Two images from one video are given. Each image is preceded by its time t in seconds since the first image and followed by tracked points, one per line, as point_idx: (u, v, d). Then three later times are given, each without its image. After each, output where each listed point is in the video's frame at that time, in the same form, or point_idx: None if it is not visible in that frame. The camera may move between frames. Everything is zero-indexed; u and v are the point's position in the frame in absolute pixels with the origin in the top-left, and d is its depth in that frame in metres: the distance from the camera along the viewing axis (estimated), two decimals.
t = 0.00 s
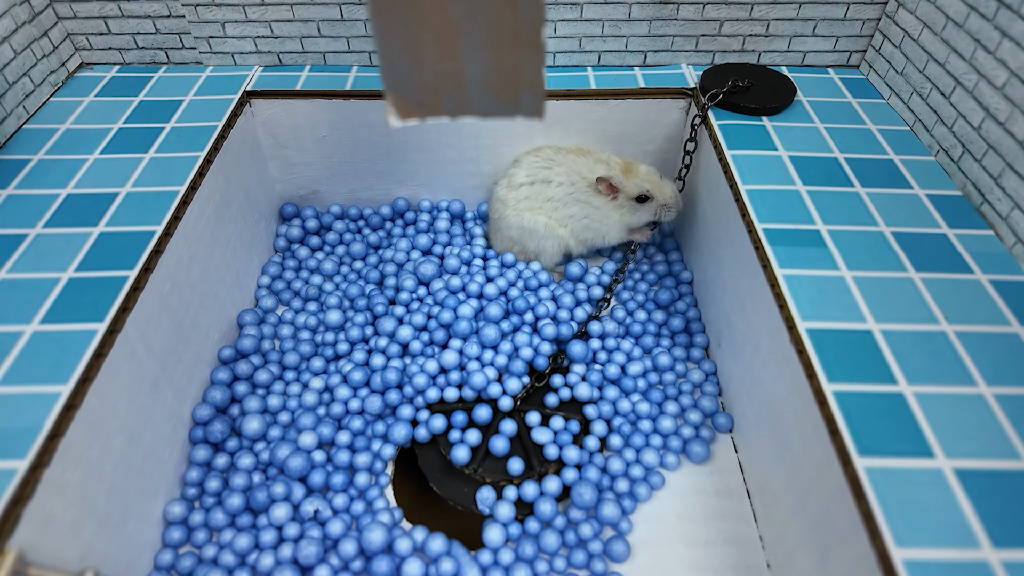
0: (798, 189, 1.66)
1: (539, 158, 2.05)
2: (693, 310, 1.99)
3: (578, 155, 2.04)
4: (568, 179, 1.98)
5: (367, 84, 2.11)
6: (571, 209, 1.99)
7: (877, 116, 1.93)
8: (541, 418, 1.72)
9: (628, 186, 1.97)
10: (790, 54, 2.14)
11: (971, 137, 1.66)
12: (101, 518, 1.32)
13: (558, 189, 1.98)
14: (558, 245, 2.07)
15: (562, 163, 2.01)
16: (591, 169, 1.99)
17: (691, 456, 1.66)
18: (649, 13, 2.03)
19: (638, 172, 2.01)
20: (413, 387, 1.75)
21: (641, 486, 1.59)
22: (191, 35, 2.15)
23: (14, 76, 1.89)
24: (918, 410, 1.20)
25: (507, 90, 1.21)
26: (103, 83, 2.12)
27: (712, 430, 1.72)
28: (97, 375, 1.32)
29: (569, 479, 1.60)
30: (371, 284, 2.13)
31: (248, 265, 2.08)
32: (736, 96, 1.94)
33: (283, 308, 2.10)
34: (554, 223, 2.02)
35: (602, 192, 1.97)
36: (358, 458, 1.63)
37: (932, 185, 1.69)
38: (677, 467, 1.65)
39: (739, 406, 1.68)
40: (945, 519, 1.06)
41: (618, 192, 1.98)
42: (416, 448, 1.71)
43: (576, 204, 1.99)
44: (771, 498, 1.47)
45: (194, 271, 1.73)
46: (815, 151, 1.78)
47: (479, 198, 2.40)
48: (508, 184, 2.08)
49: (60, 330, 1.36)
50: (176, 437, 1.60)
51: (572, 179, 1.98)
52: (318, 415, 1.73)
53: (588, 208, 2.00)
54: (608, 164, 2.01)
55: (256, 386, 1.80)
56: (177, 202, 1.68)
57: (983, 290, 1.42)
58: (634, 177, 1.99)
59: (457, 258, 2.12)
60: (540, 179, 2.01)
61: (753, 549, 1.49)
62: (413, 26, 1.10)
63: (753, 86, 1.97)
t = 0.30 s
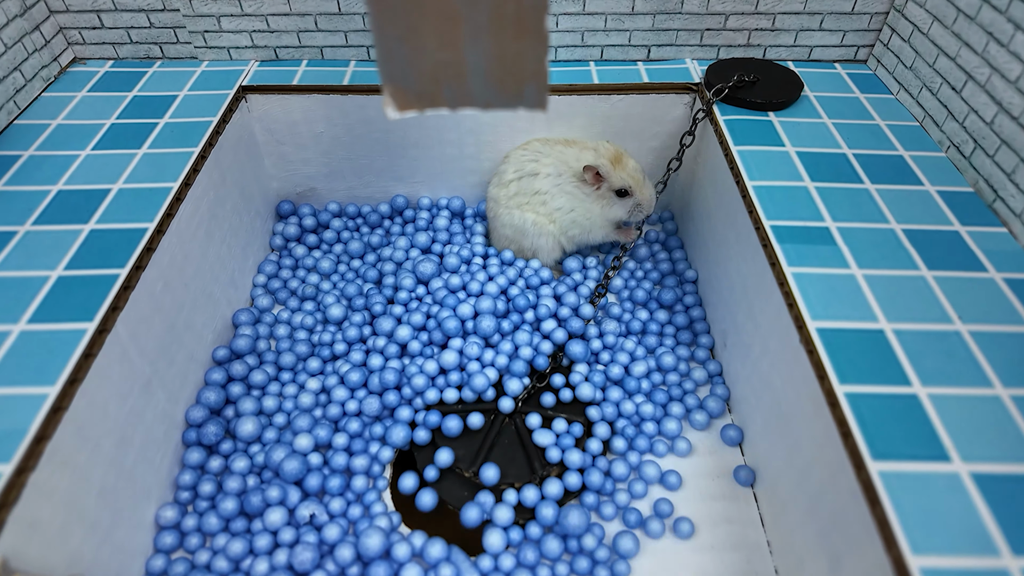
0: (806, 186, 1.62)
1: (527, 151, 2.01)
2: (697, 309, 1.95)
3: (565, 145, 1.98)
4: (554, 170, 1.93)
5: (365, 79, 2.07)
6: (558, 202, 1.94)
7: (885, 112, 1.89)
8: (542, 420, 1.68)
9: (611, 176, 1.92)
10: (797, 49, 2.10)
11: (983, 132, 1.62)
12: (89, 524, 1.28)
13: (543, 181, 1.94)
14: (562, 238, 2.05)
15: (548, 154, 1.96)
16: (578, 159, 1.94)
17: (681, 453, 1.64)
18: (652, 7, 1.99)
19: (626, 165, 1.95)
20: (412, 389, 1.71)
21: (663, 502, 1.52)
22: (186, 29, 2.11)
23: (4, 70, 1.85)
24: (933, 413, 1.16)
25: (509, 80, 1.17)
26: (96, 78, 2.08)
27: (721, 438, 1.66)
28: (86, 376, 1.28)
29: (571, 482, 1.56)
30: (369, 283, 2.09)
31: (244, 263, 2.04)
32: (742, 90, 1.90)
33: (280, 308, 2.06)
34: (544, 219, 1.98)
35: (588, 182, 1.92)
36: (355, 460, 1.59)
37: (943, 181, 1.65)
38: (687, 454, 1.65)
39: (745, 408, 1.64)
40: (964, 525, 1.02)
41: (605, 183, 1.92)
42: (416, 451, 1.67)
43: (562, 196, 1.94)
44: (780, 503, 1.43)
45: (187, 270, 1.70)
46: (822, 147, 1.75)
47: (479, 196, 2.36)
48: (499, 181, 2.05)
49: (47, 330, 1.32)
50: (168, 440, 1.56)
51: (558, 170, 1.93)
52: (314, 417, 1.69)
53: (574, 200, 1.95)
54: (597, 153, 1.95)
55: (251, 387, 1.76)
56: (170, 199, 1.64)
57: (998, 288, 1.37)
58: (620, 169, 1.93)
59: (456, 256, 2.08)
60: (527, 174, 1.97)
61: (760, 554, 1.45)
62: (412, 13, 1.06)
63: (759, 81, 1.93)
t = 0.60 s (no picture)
0: (809, 183, 1.61)
1: (540, 154, 1.98)
2: (698, 309, 1.94)
3: (582, 153, 1.96)
4: (570, 178, 1.92)
5: (364, 77, 2.06)
6: (571, 209, 1.95)
7: (889, 109, 1.87)
8: (543, 420, 1.67)
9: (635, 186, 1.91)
10: (799, 46, 2.08)
11: (987, 130, 1.61)
12: (85, 525, 1.27)
13: (558, 189, 1.93)
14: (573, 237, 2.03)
15: (563, 162, 1.94)
16: (595, 168, 1.92)
17: (691, 461, 1.62)
18: (653, 3, 1.98)
19: (648, 177, 1.95)
20: (412, 389, 1.70)
21: (668, 481, 1.54)
22: (183, 26, 2.10)
23: None
24: (939, 413, 1.15)
25: (510, 76, 1.16)
26: (93, 75, 2.07)
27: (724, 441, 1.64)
28: (81, 376, 1.26)
29: (573, 483, 1.54)
30: (368, 282, 2.08)
31: (242, 263, 2.03)
32: (743, 88, 1.89)
33: (278, 307, 2.04)
34: (556, 221, 1.98)
35: (609, 194, 1.91)
36: (354, 460, 1.58)
37: (946, 179, 1.63)
38: (698, 462, 1.62)
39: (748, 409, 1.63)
40: (971, 527, 1.01)
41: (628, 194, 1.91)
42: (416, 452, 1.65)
43: (578, 204, 1.94)
44: (783, 504, 1.41)
45: (185, 268, 1.68)
46: (825, 145, 1.73)
47: (479, 194, 2.34)
48: (507, 177, 2.02)
49: (42, 329, 1.30)
50: (165, 440, 1.55)
51: (574, 178, 1.92)
52: (313, 417, 1.68)
53: (592, 209, 1.93)
54: (616, 165, 1.94)
55: (249, 387, 1.74)
56: (167, 197, 1.63)
57: (1004, 287, 1.36)
58: (642, 180, 1.93)
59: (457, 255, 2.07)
60: (539, 178, 1.95)
61: (763, 556, 1.44)
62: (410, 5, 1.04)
63: (761, 79, 1.92)
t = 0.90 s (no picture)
0: (812, 182, 1.60)
1: (535, 152, 1.96)
2: (700, 310, 1.93)
3: (573, 148, 1.93)
4: (563, 175, 1.89)
5: (365, 75, 2.05)
6: (567, 207, 1.93)
7: (892, 108, 1.86)
8: (544, 421, 1.66)
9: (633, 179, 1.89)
10: (801, 45, 2.07)
11: (991, 128, 1.60)
12: (83, 526, 1.26)
13: (552, 186, 1.91)
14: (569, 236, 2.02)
15: (557, 158, 1.91)
16: (588, 162, 1.88)
17: (728, 467, 1.57)
18: (655, 1, 1.97)
19: (641, 162, 1.93)
20: (412, 389, 1.69)
21: (713, 468, 1.55)
22: (183, 24, 2.09)
23: None
24: (944, 413, 1.14)
25: (511, 72, 1.14)
26: (92, 74, 2.06)
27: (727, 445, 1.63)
28: (79, 376, 1.25)
29: (576, 485, 1.53)
30: (368, 282, 2.07)
31: (242, 262, 2.02)
32: (746, 86, 1.88)
33: (278, 306, 2.03)
34: (552, 220, 1.96)
35: (607, 190, 1.89)
36: (354, 461, 1.57)
37: (950, 178, 1.62)
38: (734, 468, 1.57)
39: (750, 408, 1.62)
40: (978, 528, 1.00)
41: (625, 188, 1.90)
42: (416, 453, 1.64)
43: (575, 201, 1.91)
44: (786, 505, 1.40)
45: (184, 268, 1.67)
46: (828, 143, 1.72)
47: (480, 193, 2.33)
48: (504, 180, 2.01)
49: (40, 328, 1.29)
50: (164, 440, 1.54)
51: (568, 175, 1.89)
52: (313, 417, 1.67)
53: (587, 206, 1.92)
54: (609, 156, 1.91)
55: (249, 387, 1.73)
56: (166, 195, 1.62)
57: (1010, 286, 1.34)
58: (637, 167, 1.91)
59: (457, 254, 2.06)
60: (534, 176, 1.93)
61: (766, 557, 1.43)
62: (410, 1, 1.03)
63: (763, 77, 1.91)
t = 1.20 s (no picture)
0: (817, 183, 1.59)
1: (530, 153, 1.95)
2: (704, 311, 1.92)
3: (566, 145, 1.92)
4: (561, 172, 1.89)
5: (367, 75, 2.04)
6: (568, 205, 1.92)
7: (896, 108, 1.86)
8: (548, 422, 1.65)
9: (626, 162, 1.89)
10: (805, 45, 2.07)
11: (998, 128, 1.59)
12: (85, 529, 1.25)
13: (551, 184, 1.90)
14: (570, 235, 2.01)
15: (552, 156, 1.90)
16: (583, 156, 1.88)
17: (725, 466, 1.57)
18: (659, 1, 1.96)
19: (631, 140, 1.92)
20: (414, 391, 1.68)
21: (717, 474, 1.54)
22: (184, 24, 2.08)
23: None
24: (952, 416, 1.13)
25: (516, 72, 1.13)
26: (93, 73, 2.05)
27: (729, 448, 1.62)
28: (81, 378, 1.25)
29: (581, 488, 1.51)
30: (371, 282, 2.06)
31: (243, 263, 2.01)
32: (750, 86, 1.87)
33: (280, 307, 2.02)
34: (553, 220, 1.95)
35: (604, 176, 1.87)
36: (356, 463, 1.56)
37: (956, 178, 1.61)
38: (731, 467, 1.57)
39: (756, 410, 1.61)
40: (987, 533, 0.99)
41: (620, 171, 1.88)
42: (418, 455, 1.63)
43: (575, 195, 1.90)
44: (792, 508, 1.40)
45: (185, 269, 1.66)
46: (833, 144, 1.71)
47: (482, 193, 2.33)
48: (502, 185, 2.03)
49: (41, 330, 1.28)
50: (166, 442, 1.53)
51: (564, 172, 1.88)
52: (315, 419, 1.66)
53: (588, 198, 1.91)
54: (599, 145, 1.90)
55: (251, 388, 1.72)
56: (168, 196, 1.61)
57: (1017, 288, 1.33)
58: (626, 147, 1.90)
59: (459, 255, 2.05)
60: (532, 176, 1.92)
61: (772, 561, 1.42)
62: None
63: (768, 77, 1.90)
